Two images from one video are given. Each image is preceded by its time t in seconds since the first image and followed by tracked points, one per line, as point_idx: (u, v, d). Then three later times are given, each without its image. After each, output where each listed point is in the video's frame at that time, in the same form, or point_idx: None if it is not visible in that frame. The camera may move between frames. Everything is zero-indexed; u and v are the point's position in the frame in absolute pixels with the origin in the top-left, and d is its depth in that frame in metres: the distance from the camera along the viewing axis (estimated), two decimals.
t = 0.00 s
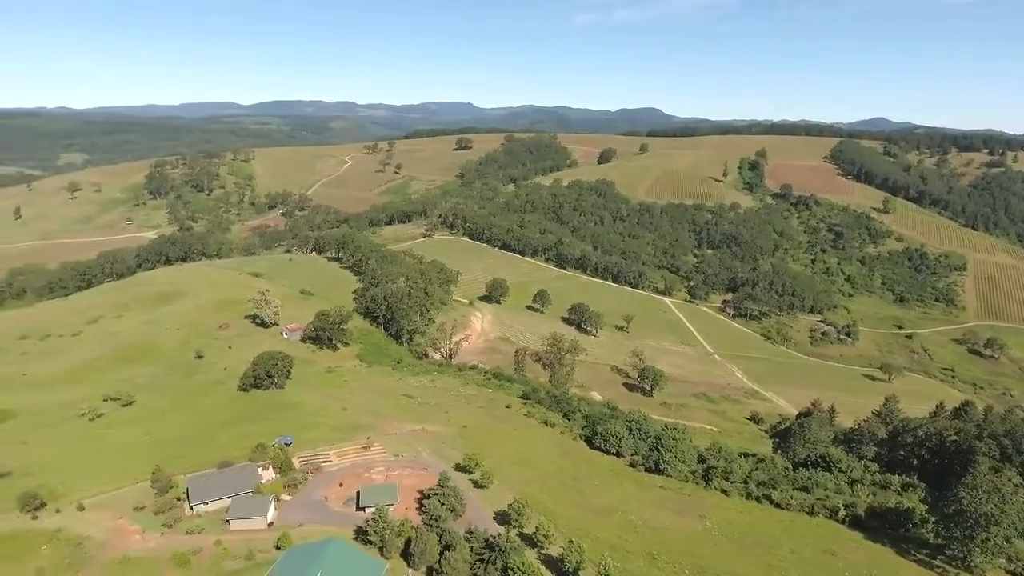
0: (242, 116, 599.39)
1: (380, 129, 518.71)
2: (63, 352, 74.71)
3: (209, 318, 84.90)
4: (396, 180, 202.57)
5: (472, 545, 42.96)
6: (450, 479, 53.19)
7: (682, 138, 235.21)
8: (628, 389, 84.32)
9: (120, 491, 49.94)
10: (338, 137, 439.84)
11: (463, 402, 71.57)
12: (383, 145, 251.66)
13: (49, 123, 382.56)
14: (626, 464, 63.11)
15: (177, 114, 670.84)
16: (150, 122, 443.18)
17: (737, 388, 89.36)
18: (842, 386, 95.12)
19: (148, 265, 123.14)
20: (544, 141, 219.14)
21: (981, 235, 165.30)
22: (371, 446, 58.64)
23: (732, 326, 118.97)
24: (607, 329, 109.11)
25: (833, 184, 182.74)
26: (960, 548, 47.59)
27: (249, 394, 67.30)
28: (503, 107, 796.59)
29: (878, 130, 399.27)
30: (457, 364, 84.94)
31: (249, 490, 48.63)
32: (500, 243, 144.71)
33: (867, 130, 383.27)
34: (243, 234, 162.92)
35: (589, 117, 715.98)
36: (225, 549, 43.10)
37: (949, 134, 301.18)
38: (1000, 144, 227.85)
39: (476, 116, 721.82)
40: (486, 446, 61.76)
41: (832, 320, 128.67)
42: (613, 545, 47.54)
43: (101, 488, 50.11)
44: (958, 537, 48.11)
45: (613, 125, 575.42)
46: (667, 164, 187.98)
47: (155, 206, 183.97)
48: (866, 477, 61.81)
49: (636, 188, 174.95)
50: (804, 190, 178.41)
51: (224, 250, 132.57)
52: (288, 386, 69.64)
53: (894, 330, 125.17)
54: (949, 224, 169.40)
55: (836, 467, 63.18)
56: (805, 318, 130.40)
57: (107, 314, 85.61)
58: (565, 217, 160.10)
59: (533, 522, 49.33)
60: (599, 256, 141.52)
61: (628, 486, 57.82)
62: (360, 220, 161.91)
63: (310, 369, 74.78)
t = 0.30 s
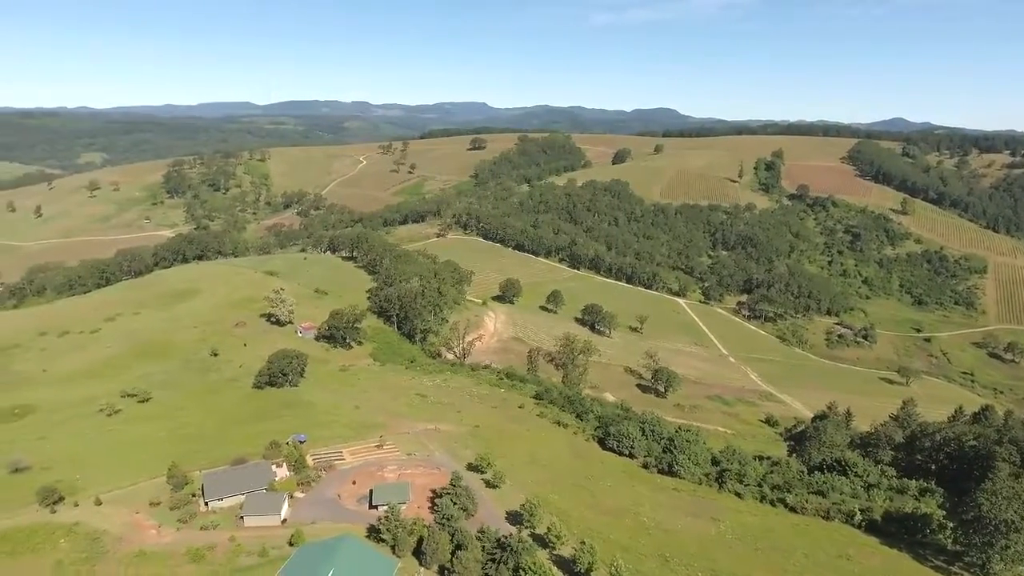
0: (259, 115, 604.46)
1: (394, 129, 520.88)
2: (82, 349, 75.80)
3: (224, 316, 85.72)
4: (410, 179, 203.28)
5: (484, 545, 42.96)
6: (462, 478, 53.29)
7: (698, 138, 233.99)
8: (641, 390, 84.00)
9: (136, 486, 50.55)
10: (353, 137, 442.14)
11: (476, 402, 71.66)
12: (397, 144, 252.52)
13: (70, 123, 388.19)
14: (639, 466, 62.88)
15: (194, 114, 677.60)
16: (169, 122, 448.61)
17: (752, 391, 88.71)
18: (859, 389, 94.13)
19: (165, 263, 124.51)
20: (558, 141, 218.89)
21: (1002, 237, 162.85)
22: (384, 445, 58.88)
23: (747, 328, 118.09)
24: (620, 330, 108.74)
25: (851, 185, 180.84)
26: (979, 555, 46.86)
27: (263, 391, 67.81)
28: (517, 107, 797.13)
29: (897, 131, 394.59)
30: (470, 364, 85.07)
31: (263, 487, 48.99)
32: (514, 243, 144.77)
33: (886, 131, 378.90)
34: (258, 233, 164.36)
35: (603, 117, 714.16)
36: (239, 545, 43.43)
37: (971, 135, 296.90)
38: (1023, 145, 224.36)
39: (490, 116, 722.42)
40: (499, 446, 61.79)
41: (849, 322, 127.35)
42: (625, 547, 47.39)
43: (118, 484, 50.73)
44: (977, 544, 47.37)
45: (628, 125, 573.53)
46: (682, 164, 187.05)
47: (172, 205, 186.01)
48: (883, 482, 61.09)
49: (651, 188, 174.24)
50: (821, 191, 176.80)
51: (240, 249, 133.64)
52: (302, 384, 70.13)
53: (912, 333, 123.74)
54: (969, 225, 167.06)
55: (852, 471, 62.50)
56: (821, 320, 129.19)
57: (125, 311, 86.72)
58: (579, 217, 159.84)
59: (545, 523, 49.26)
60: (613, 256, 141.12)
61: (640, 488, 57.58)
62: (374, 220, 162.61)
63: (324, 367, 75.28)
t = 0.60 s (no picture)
0: (276, 116, 609.22)
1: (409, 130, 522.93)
2: (101, 345, 76.92)
3: (240, 314, 86.53)
4: (425, 179, 203.97)
5: (496, 544, 42.96)
6: (475, 478, 53.34)
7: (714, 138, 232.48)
8: (654, 392, 83.58)
9: (153, 481, 51.19)
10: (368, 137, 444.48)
11: (490, 401, 71.71)
12: (412, 144, 253.45)
13: (91, 123, 394.28)
14: (652, 467, 62.57)
15: (212, 115, 684.47)
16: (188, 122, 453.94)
17: (767, 393, 87.99)
18: (877, 393, 92.95)
19: (183, 261, 126.07)
20: (573, 141, 218.56)
21: None
22: (397, 444, 59.10)
23: (763, 330, 117.07)
24: (634, 330, 108.29)
25: (870, 185, 178.66)
26: (999, 563, 46.01)
27: (279, 389, 68.39)
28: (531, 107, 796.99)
29: (918, 132, 389.33)
30: (484, 364, 85.15)
31: (277, 484, 49.40)
32: (528, 244, 144.74)
33: (906, 131, 373.83)
34: (274, 232, 165.80)
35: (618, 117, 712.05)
36: (253, 541, 43.81)
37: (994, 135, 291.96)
38: None
39: (504, 116, 723.15)
40: (512, 446, 61.79)
41: (867, 325, 125.82)
42: (638, 549, 47.16)
43: (135, 478, 51.40)
44: (997, 551, 46.52)
45: (643, 126, 571.22)
46: (698, 165, 185.97)
47: (190, 204, 188.26)
48: (901, 487, 60.27)
49: (666, 189, 173.34)
50: (839, 192, 174.93)
51: (257, 248, 134.89)
52: (317, 382, 70.62)
53: (931, 337, 122.04)
54: (991, 227, 164.43)
55: (869, 475, 61.74)
56: (839, 323, 127.76)
57: (142, 309, 87.82)
58: (594, 218, 159.50)
59: (557, 523, 49.18)
60: (627, 257, 140.61)
61: (653, 490, 57.32)
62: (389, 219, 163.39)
63: (339, 365, 75.73)
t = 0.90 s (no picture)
0: (293, 116, 613.92)
1: (424, 129, 524.36)
2: (121, 342, 78.03)
3: (257, 312, 87.33)
4: (440, 179, 204.53)
5: (510, 545, 42.94)
6: (488, 478, 53.44)
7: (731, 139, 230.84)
8: (669, 393, 83.15)
9: (171, 477, 51.84)
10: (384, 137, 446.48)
11: (504, 401, 71.80)
12: (428, 144, 254.23)
13: (112, 122, 400.01)
14: (667, 469, 62.26)
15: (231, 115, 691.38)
16: (206, 121, 458.65)
17: (784, 396, 87.20)
18: (896, 397, 91.75)
19: (201, 259, 127.51)
20: (589, 141, 218.13)
21: None
22: (411, 442, 59.35)
23: (781, 333, 116.02)
24: (649, 332, 107.83)
25: (890, 186, 176.33)
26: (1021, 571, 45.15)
27: (294, 387, 68.93)
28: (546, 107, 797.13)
29: (940, 132, 383.56)
30: (498, 363, 85.28)
31: (292, 481, 49.84)
32: (542, 244, 144.76)
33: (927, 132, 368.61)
34: (291, 231, 167.19)
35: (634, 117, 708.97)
36: (268, 537, 44.22)
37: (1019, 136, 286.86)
38: None
39: (519, 116, 723.31)
40: (526, 446, 61.79)
41: (887, 328, 124.16)
42: (652, 551, 46.93)
43: (153, 473, 52.09)
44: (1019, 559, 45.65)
45: (659, 125, 568.24)
46: (714, 165, 184.76)
47: (208, 203, 190.39)
48: (920, 492, 59.42)
49: (681, 189, 172.39)
50: (858, 193, 172.96)
51: (274, 246, 136.07)
52: (332, 380, 71.09)
53: (952, 341, 120.22)
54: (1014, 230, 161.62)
55: (888, 480, 60.97)
56: (858, 326, 126.27)
57: (162, 306, 88.96)
58: (609, 218, 159.07)
59: (571, 524, 49.12)
60: (643, 258, 140.03)
61: (667, 492, 57.02)
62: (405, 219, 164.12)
63: (354, 364, 76.19)
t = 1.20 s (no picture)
0: (312, 116, 618.93)
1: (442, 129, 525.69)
2: (142, 338, 79.17)
3: (276, 310, 88.13)
4: (457, 179, 204.96)
5: (524, 545, 42.89)
6: (503, 478, 53.43)
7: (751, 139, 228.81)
8: (686, 396, 82.61)
9: (190, 472, 52.51)
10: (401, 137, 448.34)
11: (520, 402, 71.78)
12: (445, 144, 254.86)
13: (135, 122, 406.03)
14: (683, 472, 61.86)
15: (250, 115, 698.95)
16: (227, 121, 463.77)
17: (803, 400, 86.24)
18: (918, 402, 90.27)
19: (221, 257, 128.91)
20: (607, 141, 217.35)
21: None
22: (426, 442, 59.52)
23: (800, 336, 114.72)
24: (666, 333, 107.21)
25: (913, 188, 173.62)
26: None
27: (311, 384, 69.52)
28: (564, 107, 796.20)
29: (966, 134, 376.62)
30: (514, 363, 85.32)
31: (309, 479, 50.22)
32: (559, 244, 144.53)
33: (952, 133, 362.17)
34: (309, 230, 168.49)
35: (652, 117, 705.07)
36: (285, 533, 44.61)
37: None
38: None
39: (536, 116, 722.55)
40: (541, 446, 61.75)
41: (909, 332, 122.23)
42: (668, 555, 46.61)
43: (173, 468, 52.82)
44: None
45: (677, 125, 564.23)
46: (733, 166, 183.22)
47: (228, 202, 192.56)
48: (942, 499, 58.41)
49: (700, 190, 171.12)
50: (880, 195, 170.52)
51: (292, 245, 137.28)
52: (349, 379, 71.57)
53: (977, 345, 117.99)
54: None
55: (909, 487, 60.01)
56: (879, 329, 124.46)
57: (182, 303, 90.14)
58: (626, 219, 158.39)
59: (586, 526, 48.95)
60: (660, 259, 139.17)
61: (683, 495, 56.62)
62: (422, 219, 164.83)
63: (371, 363, 76.63)
